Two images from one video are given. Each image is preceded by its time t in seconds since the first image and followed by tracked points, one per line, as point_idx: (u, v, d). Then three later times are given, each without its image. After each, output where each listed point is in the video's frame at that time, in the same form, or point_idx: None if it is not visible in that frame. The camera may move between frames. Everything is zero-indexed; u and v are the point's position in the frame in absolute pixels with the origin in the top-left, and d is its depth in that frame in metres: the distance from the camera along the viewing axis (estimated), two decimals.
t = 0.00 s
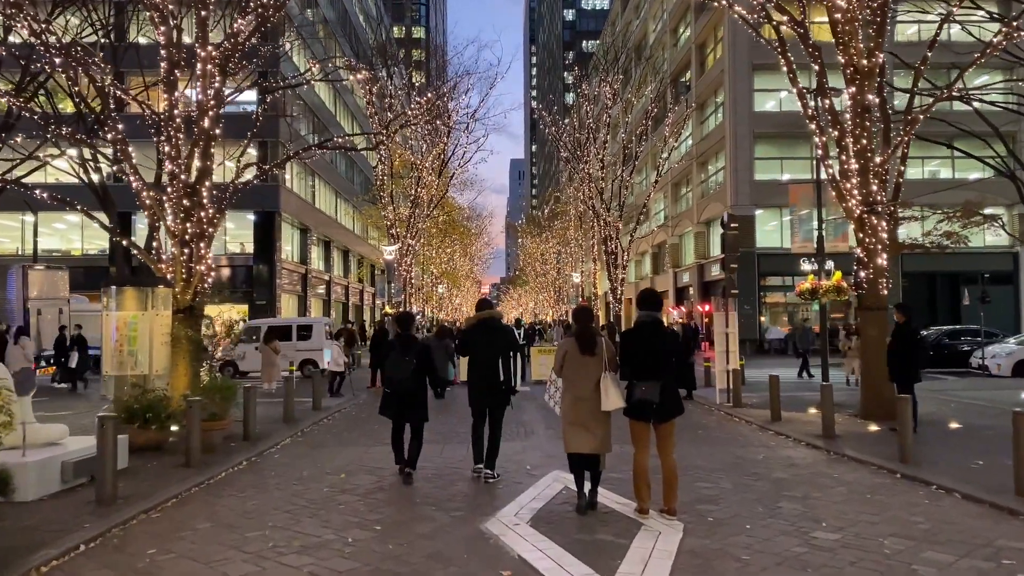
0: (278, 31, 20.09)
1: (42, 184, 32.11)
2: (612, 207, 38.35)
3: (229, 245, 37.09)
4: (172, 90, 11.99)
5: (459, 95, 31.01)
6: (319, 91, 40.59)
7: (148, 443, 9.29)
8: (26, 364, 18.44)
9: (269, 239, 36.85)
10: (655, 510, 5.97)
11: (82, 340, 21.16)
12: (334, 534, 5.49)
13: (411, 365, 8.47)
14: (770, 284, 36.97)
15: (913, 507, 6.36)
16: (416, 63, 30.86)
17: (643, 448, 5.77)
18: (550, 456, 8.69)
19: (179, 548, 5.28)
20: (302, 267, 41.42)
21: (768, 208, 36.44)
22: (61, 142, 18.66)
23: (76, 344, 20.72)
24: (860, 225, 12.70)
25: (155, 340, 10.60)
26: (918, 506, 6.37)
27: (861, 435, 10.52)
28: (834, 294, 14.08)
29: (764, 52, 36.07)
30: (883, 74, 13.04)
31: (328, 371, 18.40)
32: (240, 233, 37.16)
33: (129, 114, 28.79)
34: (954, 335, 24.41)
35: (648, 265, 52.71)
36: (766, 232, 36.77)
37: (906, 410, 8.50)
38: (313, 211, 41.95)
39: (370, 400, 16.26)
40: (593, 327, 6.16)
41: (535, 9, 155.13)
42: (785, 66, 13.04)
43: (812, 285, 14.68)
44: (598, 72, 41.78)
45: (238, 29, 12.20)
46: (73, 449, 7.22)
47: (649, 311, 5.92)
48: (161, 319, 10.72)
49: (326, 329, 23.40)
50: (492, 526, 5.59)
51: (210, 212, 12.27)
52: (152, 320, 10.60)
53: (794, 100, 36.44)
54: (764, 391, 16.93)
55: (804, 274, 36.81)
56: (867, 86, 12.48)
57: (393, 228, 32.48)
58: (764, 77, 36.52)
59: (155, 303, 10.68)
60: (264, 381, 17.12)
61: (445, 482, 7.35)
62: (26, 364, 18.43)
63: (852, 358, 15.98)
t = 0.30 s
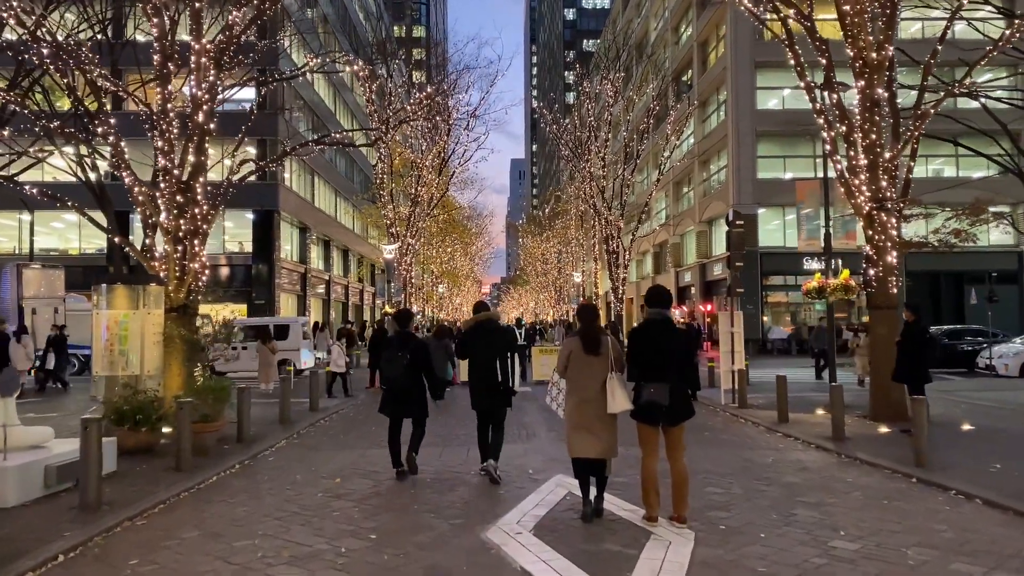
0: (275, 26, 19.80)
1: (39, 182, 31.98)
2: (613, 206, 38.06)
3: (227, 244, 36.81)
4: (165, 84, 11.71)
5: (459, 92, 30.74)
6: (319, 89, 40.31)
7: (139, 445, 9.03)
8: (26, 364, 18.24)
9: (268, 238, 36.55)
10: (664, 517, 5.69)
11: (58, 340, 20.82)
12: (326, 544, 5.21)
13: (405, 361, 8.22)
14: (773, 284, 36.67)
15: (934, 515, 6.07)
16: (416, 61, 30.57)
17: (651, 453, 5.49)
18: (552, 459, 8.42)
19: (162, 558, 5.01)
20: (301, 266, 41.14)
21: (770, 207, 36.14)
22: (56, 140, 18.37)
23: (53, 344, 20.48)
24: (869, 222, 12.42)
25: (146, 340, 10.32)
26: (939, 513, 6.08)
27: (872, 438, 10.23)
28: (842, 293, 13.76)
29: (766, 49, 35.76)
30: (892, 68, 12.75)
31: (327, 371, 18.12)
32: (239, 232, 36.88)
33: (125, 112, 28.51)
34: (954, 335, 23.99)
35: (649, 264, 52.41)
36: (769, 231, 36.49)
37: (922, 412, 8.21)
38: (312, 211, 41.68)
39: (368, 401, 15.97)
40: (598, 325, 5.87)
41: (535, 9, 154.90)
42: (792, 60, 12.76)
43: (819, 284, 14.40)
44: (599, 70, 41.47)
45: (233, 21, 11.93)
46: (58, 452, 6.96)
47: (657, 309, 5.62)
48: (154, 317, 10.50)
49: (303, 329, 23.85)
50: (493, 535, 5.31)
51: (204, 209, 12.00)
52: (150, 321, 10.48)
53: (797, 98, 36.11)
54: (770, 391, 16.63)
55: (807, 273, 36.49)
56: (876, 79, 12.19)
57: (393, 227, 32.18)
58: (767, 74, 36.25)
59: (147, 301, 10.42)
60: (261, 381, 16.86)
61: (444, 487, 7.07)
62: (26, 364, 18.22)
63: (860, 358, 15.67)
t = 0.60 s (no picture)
0: (273, 23, 19.48)
1: (37, 182, 31.84)
2: (615, 206, 37.74)
3: (226, 244, 36.51)
4: (157, 78, 11.38)
5: (459, 90, 30.40)
6: (318, 88, 40.02)
7: (128, 452, 8.72)
8: (26, 366, 17.94)
9: (266, 238, 36.21)
10: (676, 533, 5.37)
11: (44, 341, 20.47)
12: (317, 562, 4.90)
13: (413, 364, 7.97)
14: (776, 284, 36.36)
15: (960, 529, 5.77)
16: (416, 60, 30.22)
17: (663, 464, 5.16)
18: (556, 466, 8.10)
19: None
20: (301, 266, 40.79)
21: (773, 206, 35.81)
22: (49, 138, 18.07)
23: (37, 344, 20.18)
24: (880, 221, 12.11)
25: (135, 344, 10.15)
26: (966, 527, 5.79)
27: (885, 443, 9.92)
28: (852, 293, 13.44)
29: (770, 47, 35.40)
30: (903, 62, 12.43)
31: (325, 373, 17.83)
32: (238, 232, 36.59)
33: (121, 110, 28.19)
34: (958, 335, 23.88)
35: (650, 264, 52.09)
36: (772, 230, 36.15)
37: (941, 418, 7.91)
38: (311, 210, 41.36)
39: (366, 404, 15.65)
40: (606, 328, 5.55)
41: (536, 9, 154.78)
42: (802, 54, 12.42)
43: (827, 284, 14.10)
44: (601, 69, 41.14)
45: (227, 14, 11.62)
46: (38, 461, 6.64)
47: (670, 311, 5.30)
48: (144, 317, 10.40)
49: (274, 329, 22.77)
50: (494, 553, 4.98)
51: (197, 207, 11.68)
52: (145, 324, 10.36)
53: (801, 96, 35.74)
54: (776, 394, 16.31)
55: (811, 274, 36.14)
56: (888, 74, 11.86)
57: (394, 227, 31.82)
58: (770, 73, 35.93)
59: (137, 302, 10.25)
60: (258, 383, 16.56)
61: (444, 496, 6.76)
62: (26, 366, 17.92)
63: (870, 360, 15.35)
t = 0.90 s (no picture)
0: (271, 18, 19.20)
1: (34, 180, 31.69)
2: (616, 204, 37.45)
3: (225, 243, 36.29)
4: (151, 72, 11.10)
5: (459, 87, 30.10)
6: (318, 86, 39.77)
7: (119, 455, 8.46)
8: (25, 366, 17.49)
9: (264, 237, 35.90)
10: (688, 542, 5.10)
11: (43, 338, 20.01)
12: (310, 573, 4.63)
13: (422, 361, 8.20)
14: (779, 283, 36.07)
15: (986, 538, 5.49)
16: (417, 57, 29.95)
17: (675, 471, 4.89)
18: (560, 470, 7.84)
19: None
20: (300, 266, 40.49)
21: (777, 205, 35.52)
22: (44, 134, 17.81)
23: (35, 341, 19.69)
24: (890, 218, 11.83)
25: (126, 344, 9.94)
26: (993, 536, 5.50)
27: (898, 446, 9.65)
28: (860, 292, 13.19)
29: (773, 45, 35.08)
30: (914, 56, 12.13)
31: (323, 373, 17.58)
32: (237, 231, 36.34)
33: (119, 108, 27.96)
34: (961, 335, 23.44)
35: (652, 264, 51.82)
36: (775, 229, 35.83)
37: (960, 421, 7.64)
38: (311, 209, 41.09)
39: (365, 404, 15.38)
40: (615, 328, 5.26)
41: (536, 9, 154.61)
42: (810, 47, 12.14)
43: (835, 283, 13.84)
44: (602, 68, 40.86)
45: (222, 6, 11.36)
46: (20, 466, 6.37)
47: (684, 311, 5.04)
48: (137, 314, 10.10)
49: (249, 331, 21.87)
50: (497, 564, 4.71)
51: (191, 203, 11.42)
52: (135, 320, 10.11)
53: (804, 94, 35.48)
54: (782, 395, 16.04)
55: (815, 273, 35.84)
56: (899, 67, 11.56)
57: (394, 225, 31.53)
58: (773, 71, 35.63)
59: (127, 300, 9.97)
60: (255, 383, 16.31)
61: (444, 502, 6.49)
62: (25, 366, 17.46)
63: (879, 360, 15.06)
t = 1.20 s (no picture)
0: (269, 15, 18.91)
1: (31, 179, 31.46)
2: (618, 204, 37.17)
3: (224, 243, 36.04)
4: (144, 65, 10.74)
5: (460, 85, 29.82)
6: (318, 85, 39.51)
7: (110, 460, 8.18)
8: (28, 369, 17.01)
9: (264, 236, 35.62)
10: (703, 555, 4.83)
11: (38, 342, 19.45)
12: None
13: (421, 362, 7.92)
14: (782, 284, 35.80)
15: (1017, 550, 5.21)
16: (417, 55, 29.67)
17: (690, 480, 4.63)
18: (567, 475, 7.56)
19: None
20: (300, 266, 40.20)
21: (780, 204, 35.23)
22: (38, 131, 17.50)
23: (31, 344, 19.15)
24: (902, 215, 11.54)
25: (117, 343, 10.22)
26: None
27: (913, 450, 9.37)
28: (870, 292, 12.95)
29: (776, 43, 34.74)
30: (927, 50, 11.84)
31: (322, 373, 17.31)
32: (235, 230, 36.09)
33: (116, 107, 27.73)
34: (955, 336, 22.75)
35: (653, 264, 51.57)
36: (777, 229, 35.54)
37: (979, 425, 7.37)
38: (310, 209, 40.82)
39: (364, 406, 15.11)
40: (625, 328, 4.96)
41: (538, 9, 154.51)
42: (820, 40, 11.86)
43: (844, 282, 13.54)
44: (604, 67, 40.58)
45: None
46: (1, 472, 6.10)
47: (698, 310, 4.75)
48: (130, 314, 10.42)
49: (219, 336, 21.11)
50: None
51: (186, 200, 11.15)
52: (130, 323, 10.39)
53: (807, 93, 35.23)
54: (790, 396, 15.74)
55: (819, 274, 35.58)
56: (911, 61, 11.28)
57: (394, 225, 31.33)
58: (777, 69, 35.34)
59: (117, 300, 10.39)
60: (253, 384, 16.06)
61: (447, 509, 6.21)
62: (29, 368, 17.00)
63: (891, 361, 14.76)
